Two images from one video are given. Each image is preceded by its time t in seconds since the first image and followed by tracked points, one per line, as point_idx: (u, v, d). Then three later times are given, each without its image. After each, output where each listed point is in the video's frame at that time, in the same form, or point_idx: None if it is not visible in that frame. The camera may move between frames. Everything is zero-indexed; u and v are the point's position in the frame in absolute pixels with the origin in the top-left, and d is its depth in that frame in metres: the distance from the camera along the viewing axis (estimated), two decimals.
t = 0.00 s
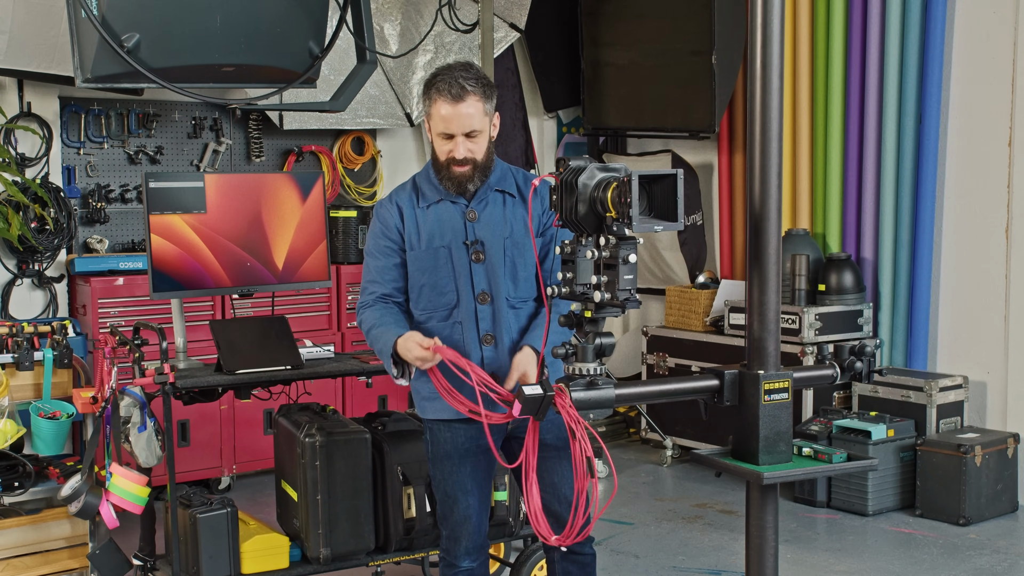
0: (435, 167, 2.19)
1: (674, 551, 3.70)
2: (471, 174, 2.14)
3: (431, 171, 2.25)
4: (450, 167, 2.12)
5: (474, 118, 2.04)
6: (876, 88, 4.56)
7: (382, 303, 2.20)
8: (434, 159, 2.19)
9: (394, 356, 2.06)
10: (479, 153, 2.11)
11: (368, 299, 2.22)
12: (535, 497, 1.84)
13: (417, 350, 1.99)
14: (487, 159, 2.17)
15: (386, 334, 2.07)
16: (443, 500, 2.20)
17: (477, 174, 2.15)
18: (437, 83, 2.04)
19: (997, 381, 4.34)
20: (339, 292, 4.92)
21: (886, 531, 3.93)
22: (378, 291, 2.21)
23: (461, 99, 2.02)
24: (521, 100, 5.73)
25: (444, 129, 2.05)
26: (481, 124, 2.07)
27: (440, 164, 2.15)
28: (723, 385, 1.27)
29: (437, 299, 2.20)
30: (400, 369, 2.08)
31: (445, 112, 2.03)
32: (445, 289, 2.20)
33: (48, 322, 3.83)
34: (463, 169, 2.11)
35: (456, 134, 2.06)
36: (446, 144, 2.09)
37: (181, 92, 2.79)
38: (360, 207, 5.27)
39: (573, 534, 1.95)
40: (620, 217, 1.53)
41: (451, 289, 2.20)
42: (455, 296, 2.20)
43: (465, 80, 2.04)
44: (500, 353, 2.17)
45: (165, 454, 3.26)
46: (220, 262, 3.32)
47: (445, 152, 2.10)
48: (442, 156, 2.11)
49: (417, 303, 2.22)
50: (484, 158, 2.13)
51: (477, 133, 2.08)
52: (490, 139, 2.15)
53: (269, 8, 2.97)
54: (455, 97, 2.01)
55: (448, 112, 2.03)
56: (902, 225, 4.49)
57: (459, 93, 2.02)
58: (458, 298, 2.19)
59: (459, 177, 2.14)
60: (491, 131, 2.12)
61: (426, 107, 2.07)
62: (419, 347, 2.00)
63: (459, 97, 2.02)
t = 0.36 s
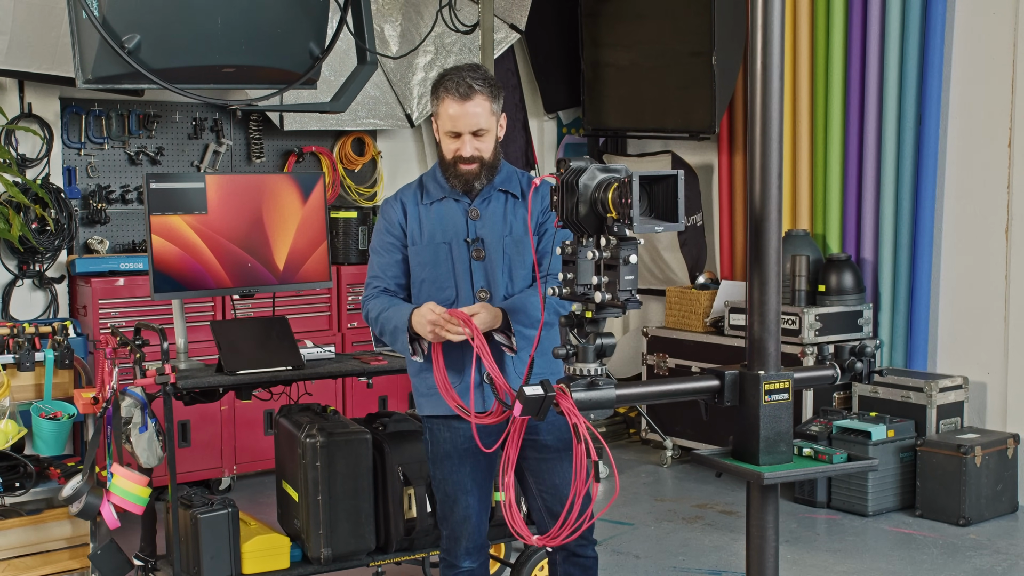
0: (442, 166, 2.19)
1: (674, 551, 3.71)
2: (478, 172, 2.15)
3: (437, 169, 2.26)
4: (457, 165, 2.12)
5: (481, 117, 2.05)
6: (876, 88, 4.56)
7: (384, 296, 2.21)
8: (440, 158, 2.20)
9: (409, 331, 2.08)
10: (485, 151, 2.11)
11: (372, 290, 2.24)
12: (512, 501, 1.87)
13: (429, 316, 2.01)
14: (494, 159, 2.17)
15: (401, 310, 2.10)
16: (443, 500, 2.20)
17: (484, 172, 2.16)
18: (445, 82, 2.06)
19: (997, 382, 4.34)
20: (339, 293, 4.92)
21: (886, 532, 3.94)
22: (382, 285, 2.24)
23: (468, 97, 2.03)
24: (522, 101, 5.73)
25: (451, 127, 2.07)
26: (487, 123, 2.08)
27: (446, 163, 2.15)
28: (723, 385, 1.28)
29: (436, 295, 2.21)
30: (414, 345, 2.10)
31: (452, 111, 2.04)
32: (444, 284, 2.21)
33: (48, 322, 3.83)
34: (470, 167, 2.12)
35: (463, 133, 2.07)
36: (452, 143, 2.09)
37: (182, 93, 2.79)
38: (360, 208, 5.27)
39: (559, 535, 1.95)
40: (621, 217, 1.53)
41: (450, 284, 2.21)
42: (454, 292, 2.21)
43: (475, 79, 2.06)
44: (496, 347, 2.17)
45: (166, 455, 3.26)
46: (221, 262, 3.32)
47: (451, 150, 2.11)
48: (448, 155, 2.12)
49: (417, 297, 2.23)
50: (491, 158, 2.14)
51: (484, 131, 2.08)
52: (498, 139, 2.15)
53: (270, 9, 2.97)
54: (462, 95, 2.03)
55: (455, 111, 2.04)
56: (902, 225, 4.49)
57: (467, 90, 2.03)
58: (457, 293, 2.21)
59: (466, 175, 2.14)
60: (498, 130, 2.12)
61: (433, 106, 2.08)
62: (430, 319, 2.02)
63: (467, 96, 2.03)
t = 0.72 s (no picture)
0: (444, 165, 2.19)
1: (675, 552, 3.71)
2: (479, 171, 2.15)
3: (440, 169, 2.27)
4: (459, 164, 2.12)
5: (483, 115, 2.06)
6: (876, 89, 4.56)
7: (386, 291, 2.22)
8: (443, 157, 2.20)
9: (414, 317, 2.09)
10: (487, 149, 2.11)
11: (375, 286, 2.24)
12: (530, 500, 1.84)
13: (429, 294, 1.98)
14: (496, 158, 2.17)
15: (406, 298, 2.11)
16: (444, 500, 2.20)
17: (486, 170, 2.16)
18: (446, 81, 2.07)
19: (997, 382, 4.34)
20: (339, 294, 4.92)
21: (886, 532, 3.94)
22: (385, 282, 2.24)
23: (469, 96, 2.03)
24: (522, 102, 5.73)
25: (453, 125, 2.07)
26: (489, 121, 2.08)
27: (448, 161, 2.15)
28: (723, 385, 1.28)
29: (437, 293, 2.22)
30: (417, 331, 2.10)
31: (454, 109, 2.05)
32: (445, 283, 2.22)
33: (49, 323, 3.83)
34: (472, 165, 2.12)
35: (464, 130, 2.07)
36: (455, 141, 2.10)
37: (182, 94, 2.79)
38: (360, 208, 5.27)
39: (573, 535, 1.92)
40: (622, 218, 1.53)
41: (451, 282, 2.22)
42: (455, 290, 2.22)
43: (477, 78, 2.06)
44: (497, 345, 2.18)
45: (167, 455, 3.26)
46: (222, 263, 3.33)
47: (453, 149, 2.11)
48: (450, 153, 2.12)
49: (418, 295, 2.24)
50: (493, 156, 2.14)
51: (485, 129, 2.08)
52: (500, 139, 2.16)
53: (270, 9, 2.98)
54: (464, 93, 2.03)
55: (457, 109, 2.05)
56: (902, 225, 4.49)
57: (469, 87, 2.04)
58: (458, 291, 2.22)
59: (467, 173, 2.14)
60: (500, 128, 2.12)
61: (435, 105, 2.09)
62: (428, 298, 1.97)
63: (468, 93, 2.04)
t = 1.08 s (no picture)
0: (449, 166, 2.19)
1: (676, 552, 3.71)
2: (485, 170, 2.15)
3: (443, 169, 2.26)
4: (465, 164, 2.12)
5: (489, 115, 2.06)
6: (877, 89, 4.56)
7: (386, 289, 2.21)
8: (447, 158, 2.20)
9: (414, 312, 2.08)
10: (492, 149, 2.12)
11: (377, 286, 2.23)
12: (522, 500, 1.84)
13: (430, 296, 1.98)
14: (500, 158, 2.18)
15: (406, 293, 2.10)
16: (445, 500, 2.20)
17: (492, 170, 2.16)
18: (451, 81, 2.07)
19: (997, 382, 4.34)
20: (339, 294, 4.92)
21: (886, 532, 3.94)
22: (387, 281, 2.23)
23: (475, 96, 2.04)
24: (522, 102, 5.72)
25: (459, 126, 2.07)
26: (494, 121, 2.08)
27: (454, 162, 2.15)
28: (724, 386, 1.28)
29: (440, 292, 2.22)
30: (416, 327, 2.09)
31: (459, 110, 2.05)
32: (448, 282, 2.21)
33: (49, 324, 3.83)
34: (477, 165, 2.12)
35: (471, 131, 2.07)
36: (460, 141, 2.10)
37: (182, 94, 2.79)
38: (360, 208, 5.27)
39: (566, 536, 1.92)
40: (623, 217, 1.53)
41: (454, 282, 2.22)
42: (458, 290, 2.22)
43: (482, 79, 2.06)
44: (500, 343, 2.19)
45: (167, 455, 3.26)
46: (223, 263, 3.33)
47: (460, 149, 2.11)
48: (457, 154, 2.12)
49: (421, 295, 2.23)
50: (498, 156, 2.14)
51: (491, 129, 2.08)
52: (504, 138, 2.16)
53: (270, 9, 2.98)
54: (470, 93, 2.04)
55: (462, 109, 2.05)
56: (903, 224, 4.49)
57: (475, 88, 2.04)
58: (461, 291, 2.21)
59: (474, 174, 2.14)
60: (505, 128, 2.13)
61: (440, 106, 2.09)
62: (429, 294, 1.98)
63: (474, 94, 2.04)
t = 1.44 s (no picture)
0: (454, 170, 2.19)
1: (677, 553, 3.71)
2: (491, 175, 2.14)
3: (444, 172, 2.26)
4: (472, 169, 2.11)
5: (493, 118, 2.06)
6: (878, 90, 4.56)
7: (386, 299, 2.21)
8: (451, 161, 2.19)
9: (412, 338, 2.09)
10: (498, 153, 2.12)
11: (377, 293, 2.24)
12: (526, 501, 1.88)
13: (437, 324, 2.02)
14: (504, 161, 2.18)
15: (403, 316, 2.10)
16: (447, 502, 2.20)
17: (497, 174, 2.16)
18: (457, 84, 2.07)
19: (999, 384, 4.34)
20: (340, 295, 4.92)
21: (888, 534, 3.93)
22: (388, 288, 2.23)
23: (480, 99, 2.04)
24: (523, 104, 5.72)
25: (465, 129, 2.07)
26: (499, 124, 2.09)
27: (459, 166, 2.14)
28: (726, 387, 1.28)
29: (443, 296, 2.21)
30: (415, 351, 2.11)
31: (463, 113, 2.05)
32: (451, 285, 2.21)
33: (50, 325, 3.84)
34: (485, 169, 2.11)
35: (477, 134, 2.07)
36: (467, 145, 2.10)
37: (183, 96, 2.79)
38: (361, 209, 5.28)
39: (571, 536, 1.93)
40: (625, 219, 1.53)
41: (457, 285, 2.21)
42: (461, 293, 2.21)
43: (486, 83, 2.07)
44: (500, 346, 2.16)
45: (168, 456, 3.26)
46: (225, 265, 3.33)
47: (466, 153, 2.11)
48: (462, 158, 2.12)
49: (423, 299, 2.22)
50: (502, 159, 2.14)
51: (496, 132, 2.09)
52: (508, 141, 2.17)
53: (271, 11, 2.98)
54: (475, 97, 2.04)
55: (467, 113, 2.05)
56: (903, 225, 4.49)
57: (480, 92, 2.05)
58: (464, 294, 2.21)
59: (480, 178, 2.13)
60: (509, 131, 2.13)
61: (444, 110, 2.09)
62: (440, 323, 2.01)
63: (479, 97, 2.04)
